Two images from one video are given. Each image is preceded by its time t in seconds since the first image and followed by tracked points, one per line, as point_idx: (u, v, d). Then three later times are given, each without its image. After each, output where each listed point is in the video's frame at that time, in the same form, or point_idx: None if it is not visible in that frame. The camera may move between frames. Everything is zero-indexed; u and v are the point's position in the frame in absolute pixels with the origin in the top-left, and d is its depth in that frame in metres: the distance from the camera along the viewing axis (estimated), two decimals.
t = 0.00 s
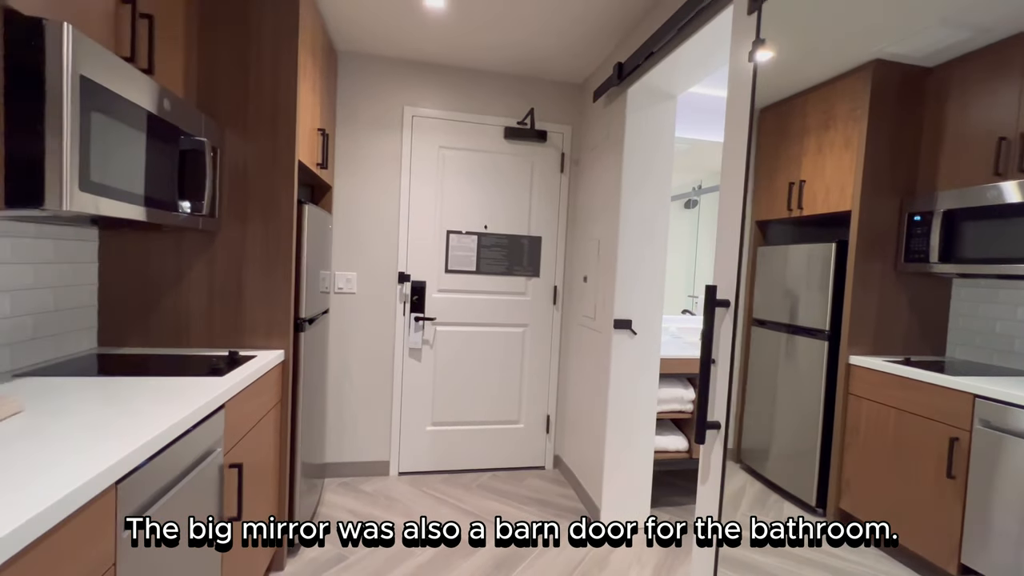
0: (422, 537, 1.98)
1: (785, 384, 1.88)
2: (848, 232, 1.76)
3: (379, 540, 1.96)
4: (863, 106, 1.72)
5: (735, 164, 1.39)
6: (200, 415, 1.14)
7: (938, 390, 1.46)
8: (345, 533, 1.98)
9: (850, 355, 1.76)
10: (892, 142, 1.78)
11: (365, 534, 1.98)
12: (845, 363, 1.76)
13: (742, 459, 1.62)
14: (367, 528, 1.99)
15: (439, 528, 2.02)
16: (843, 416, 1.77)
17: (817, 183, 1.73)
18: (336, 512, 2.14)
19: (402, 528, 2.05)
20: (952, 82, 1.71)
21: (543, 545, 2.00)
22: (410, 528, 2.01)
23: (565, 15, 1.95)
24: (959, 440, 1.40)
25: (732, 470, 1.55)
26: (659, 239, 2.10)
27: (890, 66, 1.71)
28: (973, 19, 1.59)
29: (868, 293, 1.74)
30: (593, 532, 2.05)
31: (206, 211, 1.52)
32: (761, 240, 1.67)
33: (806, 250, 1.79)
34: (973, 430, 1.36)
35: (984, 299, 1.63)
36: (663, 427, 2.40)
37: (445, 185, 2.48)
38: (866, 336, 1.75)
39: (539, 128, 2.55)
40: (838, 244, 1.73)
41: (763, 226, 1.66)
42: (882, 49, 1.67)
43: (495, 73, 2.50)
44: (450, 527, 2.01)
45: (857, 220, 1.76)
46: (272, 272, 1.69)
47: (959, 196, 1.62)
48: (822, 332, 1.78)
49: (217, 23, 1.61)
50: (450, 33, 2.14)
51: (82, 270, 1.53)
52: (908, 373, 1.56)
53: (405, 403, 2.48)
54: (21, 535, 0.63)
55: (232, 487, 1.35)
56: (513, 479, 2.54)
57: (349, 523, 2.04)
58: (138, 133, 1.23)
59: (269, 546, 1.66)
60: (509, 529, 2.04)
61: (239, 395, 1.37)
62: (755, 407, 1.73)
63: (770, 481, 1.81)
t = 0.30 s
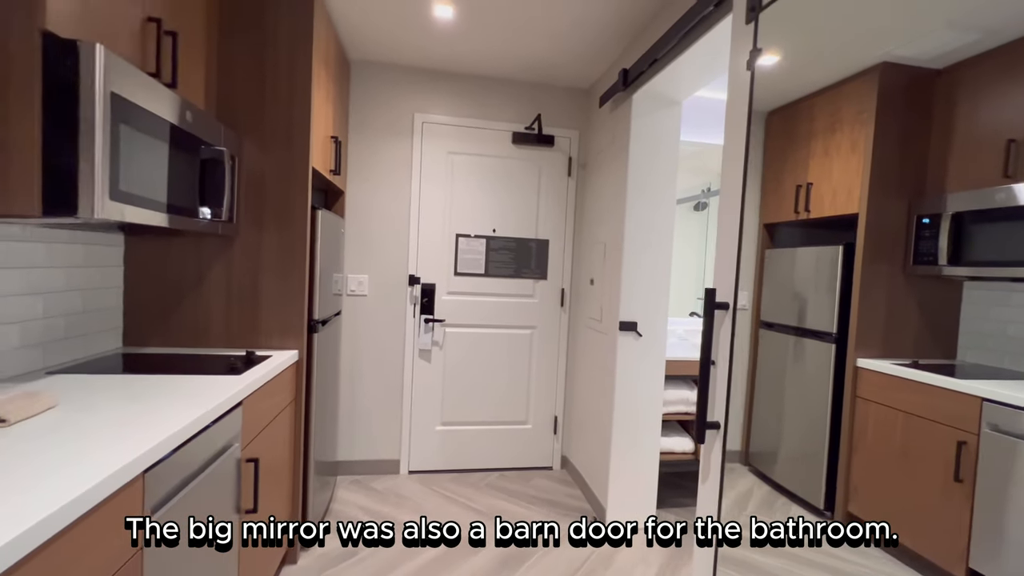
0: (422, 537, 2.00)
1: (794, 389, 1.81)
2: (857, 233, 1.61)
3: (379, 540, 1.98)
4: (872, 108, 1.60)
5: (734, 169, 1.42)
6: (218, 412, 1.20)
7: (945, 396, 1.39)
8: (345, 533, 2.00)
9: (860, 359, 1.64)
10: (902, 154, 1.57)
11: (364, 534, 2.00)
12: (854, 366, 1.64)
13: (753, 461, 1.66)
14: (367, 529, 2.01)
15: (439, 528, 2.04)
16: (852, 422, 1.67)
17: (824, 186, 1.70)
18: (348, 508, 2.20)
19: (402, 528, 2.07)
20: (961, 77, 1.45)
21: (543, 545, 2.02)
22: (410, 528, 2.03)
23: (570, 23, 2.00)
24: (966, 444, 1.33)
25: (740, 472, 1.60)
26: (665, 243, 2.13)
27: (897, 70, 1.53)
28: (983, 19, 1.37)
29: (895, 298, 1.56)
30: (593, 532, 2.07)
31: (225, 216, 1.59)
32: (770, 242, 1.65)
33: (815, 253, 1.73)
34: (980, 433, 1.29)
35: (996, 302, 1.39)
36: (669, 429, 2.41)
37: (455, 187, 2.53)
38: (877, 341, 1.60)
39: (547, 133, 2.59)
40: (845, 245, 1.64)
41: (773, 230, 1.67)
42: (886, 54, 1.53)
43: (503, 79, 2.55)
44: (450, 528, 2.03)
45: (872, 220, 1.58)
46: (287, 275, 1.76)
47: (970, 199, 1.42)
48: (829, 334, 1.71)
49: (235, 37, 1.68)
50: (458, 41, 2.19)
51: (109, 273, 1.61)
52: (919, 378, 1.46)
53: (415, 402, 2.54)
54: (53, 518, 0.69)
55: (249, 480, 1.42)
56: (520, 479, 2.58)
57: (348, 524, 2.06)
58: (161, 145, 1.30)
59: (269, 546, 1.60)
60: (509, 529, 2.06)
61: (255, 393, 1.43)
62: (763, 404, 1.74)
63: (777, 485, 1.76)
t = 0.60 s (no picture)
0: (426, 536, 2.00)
1: (802, 396, 1.72)
2: (864, 233, 1.46)
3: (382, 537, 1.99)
4: (880, 110, 1.44)
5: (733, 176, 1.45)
6: (236, 410, 1.27)
7: (957, 400, 1.21)
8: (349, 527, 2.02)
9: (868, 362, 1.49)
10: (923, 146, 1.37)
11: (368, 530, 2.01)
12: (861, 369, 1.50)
13: (759, 464, 1.67)
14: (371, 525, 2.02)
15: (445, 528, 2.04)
16: (859, 430, 1.53)
17: (831, 188, 1.56)
18: (359, 506, 2.26)
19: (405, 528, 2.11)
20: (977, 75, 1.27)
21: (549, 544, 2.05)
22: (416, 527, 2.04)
23: (575, 31, 2.04)
24: (973, 450, 1.18)
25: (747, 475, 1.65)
26: (670, 246, 2.15)
27: (905, 73, 1.37)
28: (989, 21, 1.19)
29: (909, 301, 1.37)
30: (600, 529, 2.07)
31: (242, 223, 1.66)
32: (775, 245, 1.61)
33: (822, 257, 1.60)
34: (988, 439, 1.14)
35: (1003, 306, 1.18)
36: (675, 431, 2.43)
37: (463, 193, 2.58)
38: (885, 346, 1.44)
39: (554, 138, 2.63)
40: (853, 248, 1.49)
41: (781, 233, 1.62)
42: (894, 56, 1.37)
43: (511, 86, 2.60)
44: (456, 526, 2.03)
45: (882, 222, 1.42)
46: (301, 280, 1.83)
47: (982, 200, 1.22)
48: (837, 338, 1.58)
49: (252, 51, 1.75)
50: (466, 50, 2.24)
51: (133, 278, 1.69)
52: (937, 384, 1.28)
53: (424, 403, 2.59)
54: (85, 506, 0.76)
55: (263, 477, 1.48)
56: (528, 480, 2.62)
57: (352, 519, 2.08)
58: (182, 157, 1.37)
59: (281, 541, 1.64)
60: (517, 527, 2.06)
61: (271, 393, 1.50)
62: (770, 409, 1.70)
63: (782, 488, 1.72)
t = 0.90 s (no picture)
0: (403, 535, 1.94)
1: (814, 403, 1.61)
2: (876, 235, 1.33)
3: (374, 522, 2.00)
4: (892, 109, 1.31)
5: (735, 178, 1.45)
6: (248, 409, 1.32)
7: (969, 403, 1.08)
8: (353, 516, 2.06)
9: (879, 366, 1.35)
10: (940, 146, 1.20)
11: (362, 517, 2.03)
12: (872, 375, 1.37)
13: (770, 468, 1.68)
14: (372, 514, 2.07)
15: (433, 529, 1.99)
16: (870, 435, 1.39)
17: (841, 189, 1.46)
18: (369, 505, 2.30)
19: (414, 527, 2.15)
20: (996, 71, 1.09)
21: (555, 544, 2.07)
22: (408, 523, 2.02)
23: (582, 36, 2.05)
24: (986, 456, 1.05)
25: (758, 479, 1.68)
26: (677, 249, 2.15)
27: (915, 73, 1.24)
28: (994, 22, 1.07)
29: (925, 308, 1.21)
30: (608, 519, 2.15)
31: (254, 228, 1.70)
32: (786, 249, 1.61)
33: (833, 258, 1.49)
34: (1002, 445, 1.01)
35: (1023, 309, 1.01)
36: (683, 434, 2.43)
37: (472, 197, 2.61)
38: (896, 348, 1.30)
39: (561, 142, 2.65)
40: (864, 250, 1.37)
41: (791, 236, 1.60)
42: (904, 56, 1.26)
43: (519, 91, 2.62)
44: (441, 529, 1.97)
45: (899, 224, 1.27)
46: (311, 283, 1.87)
47: (1000, 199, 1.08)
48: (847, 341, 1.46)
49: (266, 60, 1.81)
50: (474, 56, 2.27)
51: (151, 281, 1.75)
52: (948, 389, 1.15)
53: (433, 404, 2.63)
54: (105, 498, 0.80)
55: (274, 474, 1.52)
56: (535, 481, 2.63)
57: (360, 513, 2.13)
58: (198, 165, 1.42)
59: (294, 537, 1.70)
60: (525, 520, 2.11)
61: (282, 393, 1.55)
62: (779, 413, 1.69)
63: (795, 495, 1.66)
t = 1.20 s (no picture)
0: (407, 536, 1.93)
1: (827, 405, 1.58)
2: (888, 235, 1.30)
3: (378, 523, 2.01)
4: (904, 107, 1.29)
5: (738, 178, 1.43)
6: (250, 408, 1.34)
7: (985, 407, 1.03)
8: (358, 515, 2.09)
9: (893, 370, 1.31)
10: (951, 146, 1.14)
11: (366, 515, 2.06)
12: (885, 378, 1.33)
13: (780, 472, 1.67)
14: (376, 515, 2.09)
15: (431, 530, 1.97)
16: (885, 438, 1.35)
17: (852, 187, 1.43)
18: (374, 505, 2.32)
19: (418, 526, 2.16)
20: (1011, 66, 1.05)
21: (559, 546, 2.06)
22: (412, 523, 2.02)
23: (586, 37, 2.05)
24: (1002, 462, 1.00)
25: (768, 483, 1.66)
26: (682, 249, 2.13)
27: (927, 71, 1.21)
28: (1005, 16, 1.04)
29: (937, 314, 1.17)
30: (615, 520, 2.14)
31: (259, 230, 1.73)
32: (795, 248, 1.58)
33: (845, 258, 1.46)
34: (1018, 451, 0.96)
35: None
36: (689, 437, 2.40)
37: (477, 198, 2.62)
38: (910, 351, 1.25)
39: (567, 142, 2.64)
40: (876, 249, 1.34)
41: (802, 235, 1.58)
42: (916, 54, 1.24)
43: (524, 92, 2.62)
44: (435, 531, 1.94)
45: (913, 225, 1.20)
46: (316, 284, 1.89)
47: (1018, 197, 1.01)
48: (859, 343, 1.42)
49: (271, 64, 1.83)
50: (478, 58, 2.27)
51: (160, 282, 1.78)
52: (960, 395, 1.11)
53: (439, 405, 2.63)
54: (102, 494, 0.81)
55: (276, 474, 1.54)
56: (541, 483, 2.62)
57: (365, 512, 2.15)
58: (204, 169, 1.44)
59: (297, 536, 1.72)
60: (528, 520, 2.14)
61: (285, 392, 1.57)
62: (789, 415, 1.68)
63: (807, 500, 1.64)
